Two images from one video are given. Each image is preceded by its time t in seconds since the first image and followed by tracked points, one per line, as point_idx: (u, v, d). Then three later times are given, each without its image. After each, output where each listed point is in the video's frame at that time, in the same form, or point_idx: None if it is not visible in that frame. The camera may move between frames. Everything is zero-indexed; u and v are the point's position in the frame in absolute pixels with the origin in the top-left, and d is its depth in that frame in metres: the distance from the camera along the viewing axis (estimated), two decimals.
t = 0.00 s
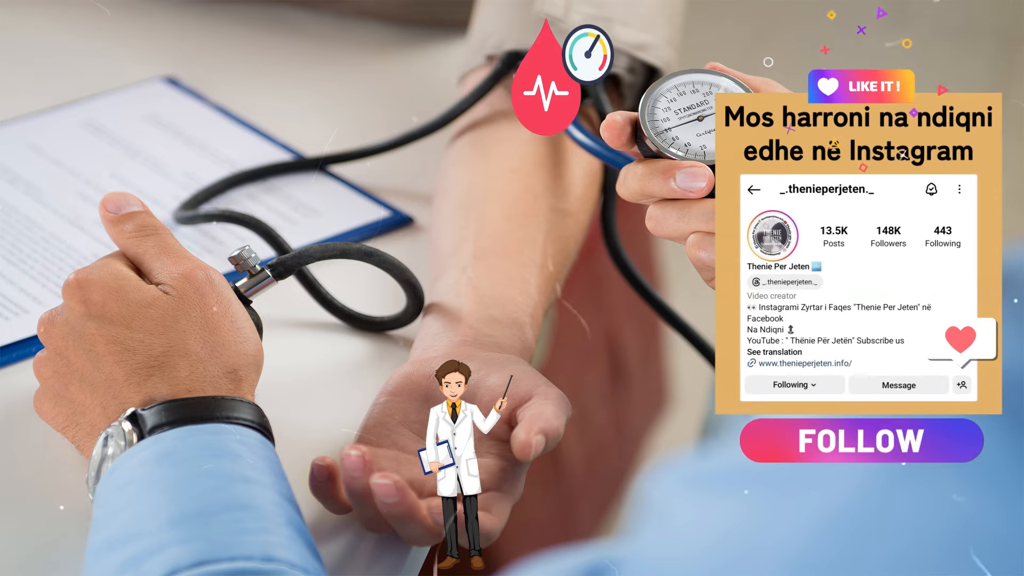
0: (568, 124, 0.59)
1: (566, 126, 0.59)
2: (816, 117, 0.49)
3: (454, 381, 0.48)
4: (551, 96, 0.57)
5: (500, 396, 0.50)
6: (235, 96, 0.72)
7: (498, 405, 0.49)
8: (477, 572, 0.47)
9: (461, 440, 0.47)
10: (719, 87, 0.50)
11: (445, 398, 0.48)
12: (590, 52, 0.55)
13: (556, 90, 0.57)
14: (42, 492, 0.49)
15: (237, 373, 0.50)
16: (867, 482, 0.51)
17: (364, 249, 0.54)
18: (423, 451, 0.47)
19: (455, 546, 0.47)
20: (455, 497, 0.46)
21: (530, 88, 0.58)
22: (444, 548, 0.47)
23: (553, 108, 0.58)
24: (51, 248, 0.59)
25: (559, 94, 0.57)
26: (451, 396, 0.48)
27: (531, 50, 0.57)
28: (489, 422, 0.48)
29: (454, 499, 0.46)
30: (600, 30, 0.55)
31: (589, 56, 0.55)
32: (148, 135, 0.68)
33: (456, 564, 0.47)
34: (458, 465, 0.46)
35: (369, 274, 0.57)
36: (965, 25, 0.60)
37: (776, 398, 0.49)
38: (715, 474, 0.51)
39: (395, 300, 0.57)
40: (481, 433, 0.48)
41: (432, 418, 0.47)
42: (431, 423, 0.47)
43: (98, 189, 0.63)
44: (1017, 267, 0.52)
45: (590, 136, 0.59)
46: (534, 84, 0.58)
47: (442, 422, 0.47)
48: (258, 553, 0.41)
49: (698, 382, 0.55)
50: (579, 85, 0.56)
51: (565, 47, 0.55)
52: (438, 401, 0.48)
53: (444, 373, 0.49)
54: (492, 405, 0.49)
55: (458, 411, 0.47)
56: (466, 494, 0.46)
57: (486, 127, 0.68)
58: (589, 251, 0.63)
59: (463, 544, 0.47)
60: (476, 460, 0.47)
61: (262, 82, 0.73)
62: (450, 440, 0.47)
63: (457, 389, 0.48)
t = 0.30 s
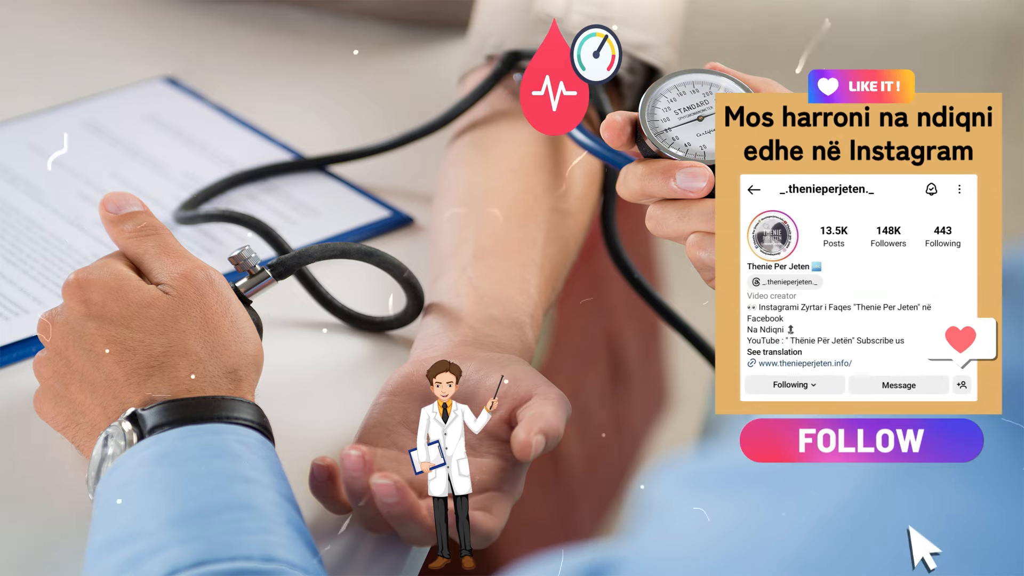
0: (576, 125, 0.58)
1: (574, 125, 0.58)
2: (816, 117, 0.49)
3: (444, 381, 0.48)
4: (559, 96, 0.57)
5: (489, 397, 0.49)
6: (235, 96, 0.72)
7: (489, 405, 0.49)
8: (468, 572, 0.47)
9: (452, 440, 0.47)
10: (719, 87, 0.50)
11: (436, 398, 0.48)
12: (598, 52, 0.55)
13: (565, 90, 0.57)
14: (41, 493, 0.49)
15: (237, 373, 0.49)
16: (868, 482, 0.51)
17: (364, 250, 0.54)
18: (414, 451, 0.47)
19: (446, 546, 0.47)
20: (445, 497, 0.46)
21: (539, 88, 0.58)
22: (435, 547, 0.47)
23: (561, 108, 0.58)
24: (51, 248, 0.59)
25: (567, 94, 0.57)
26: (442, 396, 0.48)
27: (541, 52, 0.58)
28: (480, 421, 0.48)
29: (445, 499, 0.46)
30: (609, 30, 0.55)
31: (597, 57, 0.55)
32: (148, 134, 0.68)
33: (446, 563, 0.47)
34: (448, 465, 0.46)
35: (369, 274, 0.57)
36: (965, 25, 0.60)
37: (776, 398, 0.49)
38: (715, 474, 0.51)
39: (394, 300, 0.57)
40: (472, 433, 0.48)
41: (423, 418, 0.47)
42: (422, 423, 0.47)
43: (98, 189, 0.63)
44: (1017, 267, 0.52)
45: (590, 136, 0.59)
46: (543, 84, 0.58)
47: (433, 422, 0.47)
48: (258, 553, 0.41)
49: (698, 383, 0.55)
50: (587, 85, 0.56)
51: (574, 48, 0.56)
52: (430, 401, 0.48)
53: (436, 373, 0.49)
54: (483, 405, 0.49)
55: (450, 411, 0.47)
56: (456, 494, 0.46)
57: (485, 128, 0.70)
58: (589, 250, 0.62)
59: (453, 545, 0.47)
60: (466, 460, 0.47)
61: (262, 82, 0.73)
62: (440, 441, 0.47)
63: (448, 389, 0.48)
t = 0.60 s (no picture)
0: (585, 125, 0.59)
1: (583, 125, 0.59)
2: (816, 117, 0.49)
3: (436, 381, 0.48)
4: (568, 96, 0.58)
5: (481, 397, 0.49)
6: (235, 96, 0.72)
7: (480, 405, 0.49)
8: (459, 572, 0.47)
9: (443, 440, 0.47)
10: (719, 87, 0.50)
11: (427, 399, 0.48)
12: (606, 52, 0.55)
13: (573, 90, 0.57)
14: (42, 493, 0.49)
15: (237, 373, 0.49)
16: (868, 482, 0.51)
17: (364, 249, 0.54)
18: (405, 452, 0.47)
19: (437, 546, 0.47)
20: (436, 497, 0.46)
21: (547, 88, 0.58)
22: (427, 547, 0.47)
23: (569, 108, 0.58)
24: (51, 248, 0.59)
25: (575, 95, 0.57)
26: (433, 397, 0.48)
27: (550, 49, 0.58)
28: (471, 421, 0.48)
29: (436, 499, 0.47)
30: (617, 30, 0.56)
31: (605, 56, 0.55)
32: (148, 134, 0.68)
33: (437, 564, 0.47)
34: (439, 465, 0.46)
35: (369, 274, 0.57)
36: (964, 24, 0.60)
37: (776, 398, 0.49)
38: (715, 474, 0.51)
39: (395, 300, 0.57)
40: (463, 433, 0.48)
41: (414, 418, 0.48)
42: (412, 424, 0.47)
43: (99, 189, 0.63)
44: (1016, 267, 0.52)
45: (591, 136, 0.59)
46: (551, 84, 0.58)
47: (424, 422, 0.47)
48: (258, 553, 0.41)
49: (698, 381, 0.56)
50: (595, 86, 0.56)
51: (581, 48, 0.56)
52: (421, 401, 0.49)
53: (426, 373, 0.49)
54: (474, 405, 0.49)
55: (441, 411, 0.48)
56: (447, 494, 0.47)
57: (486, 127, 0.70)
58: (589, 251, 0.62)
59: (445, 545, 0.47)
60: (457, 460, 0.47)
61: (262, 82, 0.73)
62: (431, 440, 0.47)
63: (439, 389, 0.48)
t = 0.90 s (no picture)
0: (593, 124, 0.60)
1: (590, 125, 0.60)
2: (816, 117, 0.49)
3: (426, 381, 0.49)
4: (576, 96, 0.59)
5: (473, 397, 0.50)
6: (235, 95, 0.72)
7: (471, 405, 0.49)
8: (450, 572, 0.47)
9: (434, 440, 0.48)
10: (719, 87, 0.51)
11: (418, 398, 0.49)
12: (614, 52, 0.57)
13: (581, 90, 0.59)
14: (42, 493, 0.49)
15: (237, 373, 0.50)
16: (867, 482, 0.51)
17: (365, 250, 0.54)
18: (396, 451, 0.48)
19: (427, 546, 0.47)
20: (427, 497, 0.47)
21: (555, 89, 0.60)
22: (418, 547, 0.47)
23: (577, 107, 0.60)
24: (51, 248, 0.59)
25: (583, 94, 0.59)
26: (424, 397, 0.49)
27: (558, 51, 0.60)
28: (462, 421, 0.49)
29: (427, 499, 0.47)
30: (626, 31, 0.58)
31: (613, 56, 0.57)
32: (147, 134, 0.68)
33: (428, 564, 0.47)
34: (430, 465, 0.47)
35: (367, 272, 0.57)
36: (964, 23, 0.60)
37: (776, 398, 0.49)
38: (715, 474, 0.51)
39: (394, 300, 0.56)
40: (453, 433, 0.49)
41: (405, 419, 0.49)
42: (403, 424, 0.48)
43: (99, 189, 0.63)
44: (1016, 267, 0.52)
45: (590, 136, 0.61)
46: (559, 85, 0.60)
47: (415, 422, 0.48)
48: (258, 553, 0.41)
49: (698, 382, 0.55)
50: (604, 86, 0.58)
51: (589, 49, 0.58)
52: (410, 401, 0.49)
53: (417, 373, 0.50)
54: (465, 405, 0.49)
55: (431, 411, 0.48)
56: (438, 494, 0.47)
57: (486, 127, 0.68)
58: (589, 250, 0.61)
59: (437, 544, 0.47)
60: (448, 460, 0.47)
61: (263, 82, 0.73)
62: (422, 440, 0.48)
63: (429, 389, 0.49)
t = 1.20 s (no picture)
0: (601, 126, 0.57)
1: (599, 126, 0.57)
2: (816, 117, 0.49)
3: (417, 381, 0.48)
4: (584, 96, 0.56)
5: (464, 396, 0.49)
6: (236, 96, 0.72)
7: (461, 405, 0.48)
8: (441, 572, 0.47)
9: (425, 440, 0.46)
10: (719, 87, 0.51)
11: (409, 399, 0.47)
12: (623, 53, 0.54)
13: (589, 90, 0.56)
14: (42, 493, 0.49)
15: (237, 373, 0.49)
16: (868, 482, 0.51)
17: (364, 250, 0.54)
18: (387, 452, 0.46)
19: (418, 546, 0.47)
20: (418, 497, 0.46)
21: (563, 89, 0.57)
22: (409, 548, 0.47)
23: (586, 108, 0.56)
24: (50, 248, 0.59)
25: (592, 95, 0.56)
26: (414, 396, 0.47)
27: (567, 49, 0.57)
28: (453, 421, 0.47)
29: (418, 499, 0.46)
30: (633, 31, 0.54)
31: (622, 56, 0.54)
32: (148, 134, 0.68)
33: (419, 564, 0.47)
34: (421, 465, 0.46)
35: (367, 272, 0.58)
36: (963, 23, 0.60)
37: (776, 398, 0.49)
38: (717, 474, 0.51)
39: (394, 300, 0.57)
40: (446, 433, 0.47)
41: (396, 418, 0.47)
42: (395, 423, 0.46)
43: (99, 189, 0.63)
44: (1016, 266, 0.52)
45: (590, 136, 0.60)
46: (567, 84, 0.57)
47: (406, 422, 0.46)
48: (258, 553, 0.41)
49: (698, 382, 0.56)
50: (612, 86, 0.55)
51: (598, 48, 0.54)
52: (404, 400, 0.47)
53: (408, 372, 0.48)
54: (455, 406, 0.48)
55: (422, 411, 0.46)
56: (429, 494, 0.46)
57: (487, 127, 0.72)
58: (589, 250, 0.64)
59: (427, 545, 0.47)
60: (440, 460, 0.46)
61: (263, 82, 0.74)
62: (413, 440, 0.46)
63: (421, 389, 0.48)
